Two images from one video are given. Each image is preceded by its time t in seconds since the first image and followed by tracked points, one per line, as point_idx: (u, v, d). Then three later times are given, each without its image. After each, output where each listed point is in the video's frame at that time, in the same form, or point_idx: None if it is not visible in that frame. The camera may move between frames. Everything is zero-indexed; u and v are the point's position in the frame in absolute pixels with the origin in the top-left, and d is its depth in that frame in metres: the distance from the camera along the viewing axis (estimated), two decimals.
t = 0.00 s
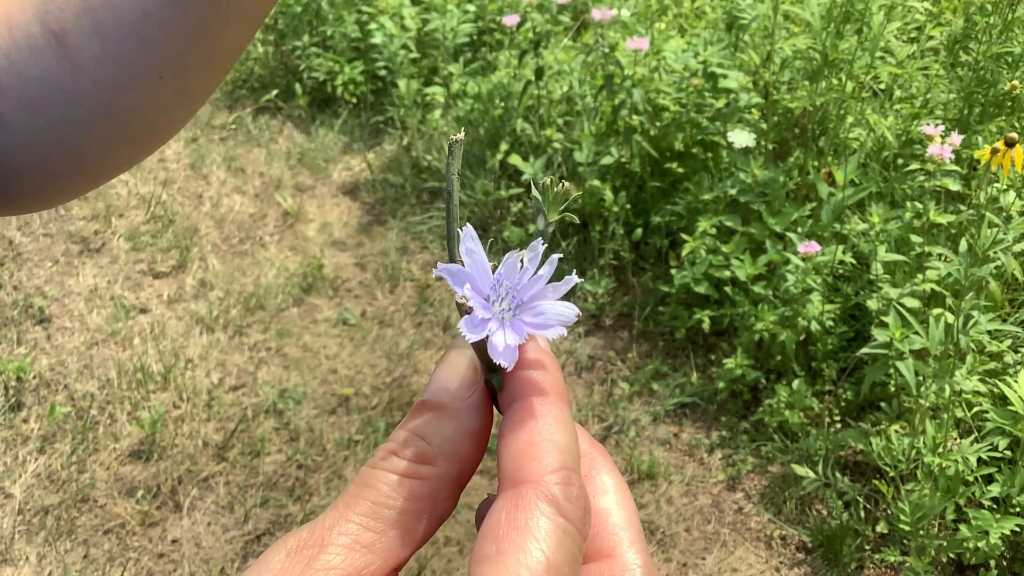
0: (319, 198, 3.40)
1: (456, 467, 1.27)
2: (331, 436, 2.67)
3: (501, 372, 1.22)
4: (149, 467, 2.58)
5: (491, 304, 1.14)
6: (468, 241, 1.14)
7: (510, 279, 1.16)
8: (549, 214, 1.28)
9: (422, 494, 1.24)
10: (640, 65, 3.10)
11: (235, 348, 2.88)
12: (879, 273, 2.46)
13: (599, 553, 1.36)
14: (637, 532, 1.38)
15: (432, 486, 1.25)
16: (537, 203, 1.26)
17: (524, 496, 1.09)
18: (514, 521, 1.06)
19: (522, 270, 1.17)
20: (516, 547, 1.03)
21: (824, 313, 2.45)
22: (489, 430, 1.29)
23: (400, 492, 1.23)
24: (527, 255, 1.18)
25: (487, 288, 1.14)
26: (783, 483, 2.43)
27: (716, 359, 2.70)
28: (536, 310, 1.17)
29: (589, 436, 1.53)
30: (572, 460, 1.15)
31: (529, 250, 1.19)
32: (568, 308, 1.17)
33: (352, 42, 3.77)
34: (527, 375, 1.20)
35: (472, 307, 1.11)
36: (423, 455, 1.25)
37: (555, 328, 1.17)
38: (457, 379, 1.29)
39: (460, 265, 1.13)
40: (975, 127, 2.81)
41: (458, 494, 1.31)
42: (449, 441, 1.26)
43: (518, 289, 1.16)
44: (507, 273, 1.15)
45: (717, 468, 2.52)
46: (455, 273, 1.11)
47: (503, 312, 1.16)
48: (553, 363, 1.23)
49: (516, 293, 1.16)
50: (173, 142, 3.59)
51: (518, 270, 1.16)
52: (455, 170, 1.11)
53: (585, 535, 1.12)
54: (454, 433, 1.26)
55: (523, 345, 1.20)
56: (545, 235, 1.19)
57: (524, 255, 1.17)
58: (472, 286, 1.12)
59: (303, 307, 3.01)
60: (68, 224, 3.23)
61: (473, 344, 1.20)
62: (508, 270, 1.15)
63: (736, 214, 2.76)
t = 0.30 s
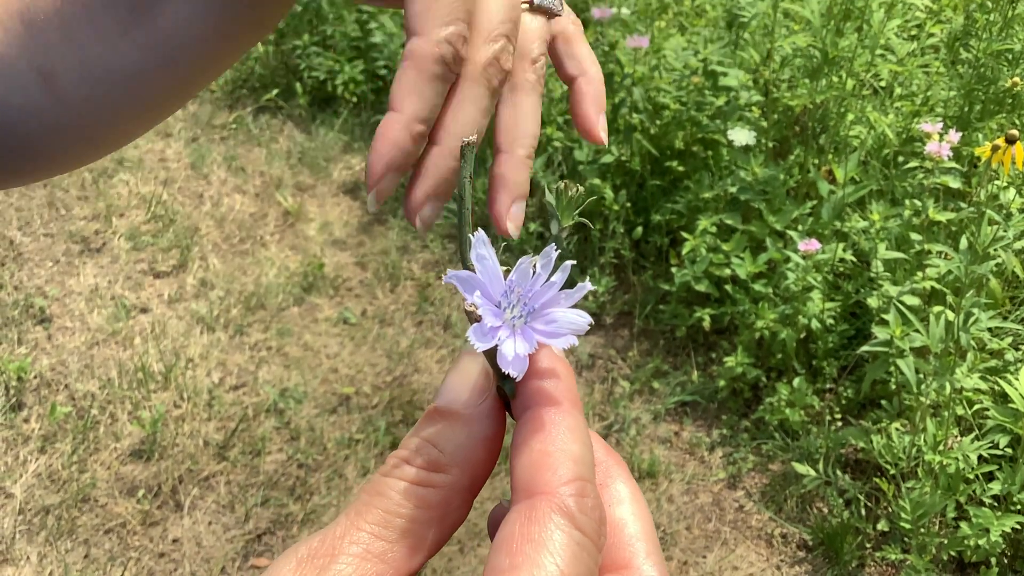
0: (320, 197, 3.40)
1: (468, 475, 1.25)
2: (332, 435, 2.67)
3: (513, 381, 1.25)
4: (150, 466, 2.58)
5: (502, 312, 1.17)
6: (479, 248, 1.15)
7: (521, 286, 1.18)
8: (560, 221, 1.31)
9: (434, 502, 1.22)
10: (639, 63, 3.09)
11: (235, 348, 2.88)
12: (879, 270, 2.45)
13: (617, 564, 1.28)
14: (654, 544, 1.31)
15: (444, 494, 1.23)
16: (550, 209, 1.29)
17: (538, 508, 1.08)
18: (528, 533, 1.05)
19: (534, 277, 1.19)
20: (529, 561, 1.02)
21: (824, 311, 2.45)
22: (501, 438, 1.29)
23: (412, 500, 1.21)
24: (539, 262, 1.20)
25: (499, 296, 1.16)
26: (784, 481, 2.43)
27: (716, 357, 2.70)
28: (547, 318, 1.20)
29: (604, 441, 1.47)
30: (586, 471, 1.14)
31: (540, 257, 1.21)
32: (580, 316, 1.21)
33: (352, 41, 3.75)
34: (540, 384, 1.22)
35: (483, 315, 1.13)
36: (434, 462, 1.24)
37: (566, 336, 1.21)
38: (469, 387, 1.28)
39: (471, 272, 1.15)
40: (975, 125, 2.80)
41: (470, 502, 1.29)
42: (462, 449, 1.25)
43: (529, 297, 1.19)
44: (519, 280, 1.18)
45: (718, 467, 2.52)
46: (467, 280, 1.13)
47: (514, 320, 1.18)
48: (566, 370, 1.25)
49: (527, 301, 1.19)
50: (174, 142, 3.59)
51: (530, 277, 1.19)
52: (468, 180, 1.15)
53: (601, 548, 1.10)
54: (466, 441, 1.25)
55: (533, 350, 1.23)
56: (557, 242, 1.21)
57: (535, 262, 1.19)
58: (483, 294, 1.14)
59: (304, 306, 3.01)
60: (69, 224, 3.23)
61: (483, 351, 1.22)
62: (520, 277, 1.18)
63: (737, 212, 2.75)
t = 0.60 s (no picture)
0: (319, 196, 3.40)
1: (507, 460, 1.25)
2: (332, 434, 2.67)
3: (553, 366, 1.23)
4: (150, 465, 2.59)
5: (544, 298, 1.15)
6: (521, 235, 1.14)
7: (562, 274, 1.16)
8: (600, 209, 1.21)
9: (474, 485, 1.22)
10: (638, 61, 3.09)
11: (235, 347, 2.88)
12: (878, 269, 2.46)
13: (652, 546, 1.33)
14: (688, 526, 1.35)
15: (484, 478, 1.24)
16: (590, 196, 1.20)
17: (580, 489, 1.10)
18: (571, 513, 1.07)
19: (574, 264, 1.17)
20: (573, 539, 1.05)
21: (823, 308, 2.45)
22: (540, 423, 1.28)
23: (452, 483, 1.22)
24: (580, 250, 1.18)
25: (540, 283, 1.14)
26: (783, 479, 2.44)
27: (715, 355, 2.71)
28: (588, 304, 1.17)
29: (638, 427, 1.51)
30: (626, 453, 1.15)
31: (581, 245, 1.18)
32: (621, 303, 1.17)
33: (352, 40, 3.69)
34: (580, 369, 1.21)
35: (525, 301, 1.11)
36: (473, 446, 1.24)
37: (608, 323, 1.17)
38: (507, 372, 1.27)
39: (512, 258, 1.13)
40: (974, 122, 2.81)
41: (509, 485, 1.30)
42: (501, 434, 1.24)
43: (570, 284, 1.17)
44: (559, 267, 1.16)
45: (717, 464, 2.52)
46: (509, 266, 1.11)
47: (555, 307, 1.16)
48: (605, 357, 1.23)
49: (568, 287, 1.16)
50: (174, 141, 3.59)
51: (570, 265, 1.17)
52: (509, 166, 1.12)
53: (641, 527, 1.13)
54: (505, 426, 1.25)
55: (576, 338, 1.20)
56: (597, 229, 1.18)
57: (576, 250, 1.17)
58: (525, 280, 1.13)
59: (303, 305, 3.01)
60: (68, 224, 3.24)
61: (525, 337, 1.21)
62: (560, 264, 1.16)
63: (735, 210, 2.75)
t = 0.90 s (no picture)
0: (316, 196, 3.40)
1: (480, 432, 1.25)
2: (328, 434, 2.67)
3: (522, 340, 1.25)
4: (147, 465, 2.59)
5: (513, 274, 1.16)
6: (490, 213, 1.14)
7: (530, 250, 1.17)
8: (567, 186, 1.27)
9: (448, 458, 1.22)
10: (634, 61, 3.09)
11: (231, 347, 2.88)
12: (872, 268, 2.46)
13: (618, 511, 1.38)
14: (654, 493, 1.40)
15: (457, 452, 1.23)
16: (557, 174, 1.26)
17: (548, 455, 1.13)
18: (539, 479, 1.10)
19: (542, 241, 1.19)
20: (540, 503, 1.08)
21: (818, 308, 2.44)
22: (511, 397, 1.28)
23: (427, 455, 1.21)
24: (547, 228, 1.19)
25: (509, 259, 1.15)
26: (778, 478, 2.45)
27: (711, 355, 2.71)
28: (554, 279, 1.19)
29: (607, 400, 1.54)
30: (592, 422, 1.18)
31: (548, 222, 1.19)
32: (587, 277, 1.20)
33: (349, 40, 3.75)
34: (548, 343, 1.23)
35: (495, 277, 1.12)
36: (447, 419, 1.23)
37: (574, 296, 1.20)
38: (479, 346, 1.27)
39: (482, 235, 1.14)
40: (968, 122, 2.82)
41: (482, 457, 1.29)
42: (475, 408, 1.24)
43: (538, 259, 1.18)
44: (528, 244, 1.17)
45: (712, 464, 2.53)
46: (479, 244, 1.12)
47: (524, 282, 1.18)
48: (573, 330, 1.25)
49: (536, 263, 1.18)
50: (170, 141, 3.59)
51: (539, 242, 1.18)
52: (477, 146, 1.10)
53: (606, 492, 1.16)
54: (478, 401, 1.24)
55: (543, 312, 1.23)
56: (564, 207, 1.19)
57: (543, 227, 1.18)
58: (495, 256, 1.13)
59: (299, 305, 3.01)
60: (65, 224, 3.24)
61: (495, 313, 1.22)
62: (529, 241, 1.17)
63: (730, 210, 2.75)
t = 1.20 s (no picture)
0: (311, 197, 3.39)
1: (496, 450, 1.18)
2: (324, 434, 2.66)
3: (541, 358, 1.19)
4: (142, 466, 2.58)
5: (534, 292, 1.09)
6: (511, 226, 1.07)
7: (552, 266, 1.10)
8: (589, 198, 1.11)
9: (462, 480, 1.15)
10: (630, 62, 3.09)
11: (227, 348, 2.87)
12: (867, 267, 2.47)
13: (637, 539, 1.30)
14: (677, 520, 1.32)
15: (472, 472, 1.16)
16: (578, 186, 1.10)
17: (569, 489, 1.09)
18: (559, 514, 1.06)
19: (565, 256, 1.11)
20: (560, 540, 1.04)
21: (814, 307, 2.45)
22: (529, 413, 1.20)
23: (441, 478, 1.14)
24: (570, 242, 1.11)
25: (531, 276, 1.08)
26: (774, 478, 2.45)
27: (707, 355, 2.71)
28: (579, 298, 1.11)
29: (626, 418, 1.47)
30: (614, 451, 1.14)
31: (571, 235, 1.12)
32: (613, 297, 1.12)
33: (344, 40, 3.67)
34: (568, 365, 1.18)
35: (518, 298, 1.05)
36: (462, 439, 1.15)
37: (601, 319, 1.12)
38: (497, 360, 1.17)
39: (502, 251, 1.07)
40: (964, 121, 2.82)
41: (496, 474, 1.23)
42: (491, 426, 1.16)
43: (561, 276, 1.11)
44: (549, 259, 1.10)
45: (708, 464, 2.53)
46: (499, 261, 1.05)
47: (547, 301, 1.10)
48: (594, 354, 1.21)
49: (559, 281, 1.10)
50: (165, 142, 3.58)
51: (561, 257, 1.11)
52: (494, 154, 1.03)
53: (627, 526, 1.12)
54: (494, 419, 1.16)
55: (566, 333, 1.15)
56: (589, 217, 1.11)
57: (566, 241, 1.11)
58: (516, 274, 1.07)
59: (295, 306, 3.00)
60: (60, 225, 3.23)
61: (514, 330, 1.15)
62: (550, 257, 1.09)
63: (726, 210, 2.75)
